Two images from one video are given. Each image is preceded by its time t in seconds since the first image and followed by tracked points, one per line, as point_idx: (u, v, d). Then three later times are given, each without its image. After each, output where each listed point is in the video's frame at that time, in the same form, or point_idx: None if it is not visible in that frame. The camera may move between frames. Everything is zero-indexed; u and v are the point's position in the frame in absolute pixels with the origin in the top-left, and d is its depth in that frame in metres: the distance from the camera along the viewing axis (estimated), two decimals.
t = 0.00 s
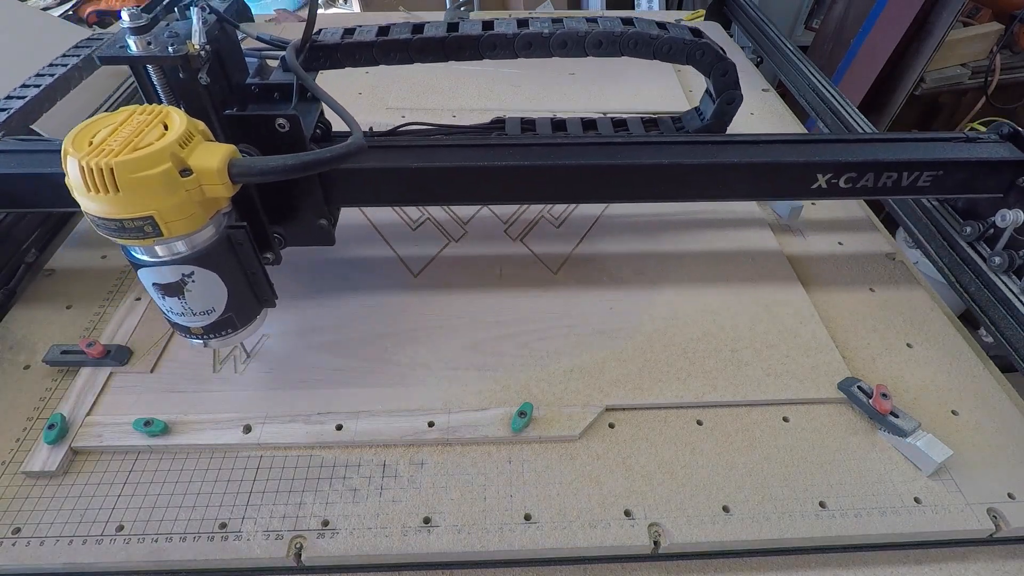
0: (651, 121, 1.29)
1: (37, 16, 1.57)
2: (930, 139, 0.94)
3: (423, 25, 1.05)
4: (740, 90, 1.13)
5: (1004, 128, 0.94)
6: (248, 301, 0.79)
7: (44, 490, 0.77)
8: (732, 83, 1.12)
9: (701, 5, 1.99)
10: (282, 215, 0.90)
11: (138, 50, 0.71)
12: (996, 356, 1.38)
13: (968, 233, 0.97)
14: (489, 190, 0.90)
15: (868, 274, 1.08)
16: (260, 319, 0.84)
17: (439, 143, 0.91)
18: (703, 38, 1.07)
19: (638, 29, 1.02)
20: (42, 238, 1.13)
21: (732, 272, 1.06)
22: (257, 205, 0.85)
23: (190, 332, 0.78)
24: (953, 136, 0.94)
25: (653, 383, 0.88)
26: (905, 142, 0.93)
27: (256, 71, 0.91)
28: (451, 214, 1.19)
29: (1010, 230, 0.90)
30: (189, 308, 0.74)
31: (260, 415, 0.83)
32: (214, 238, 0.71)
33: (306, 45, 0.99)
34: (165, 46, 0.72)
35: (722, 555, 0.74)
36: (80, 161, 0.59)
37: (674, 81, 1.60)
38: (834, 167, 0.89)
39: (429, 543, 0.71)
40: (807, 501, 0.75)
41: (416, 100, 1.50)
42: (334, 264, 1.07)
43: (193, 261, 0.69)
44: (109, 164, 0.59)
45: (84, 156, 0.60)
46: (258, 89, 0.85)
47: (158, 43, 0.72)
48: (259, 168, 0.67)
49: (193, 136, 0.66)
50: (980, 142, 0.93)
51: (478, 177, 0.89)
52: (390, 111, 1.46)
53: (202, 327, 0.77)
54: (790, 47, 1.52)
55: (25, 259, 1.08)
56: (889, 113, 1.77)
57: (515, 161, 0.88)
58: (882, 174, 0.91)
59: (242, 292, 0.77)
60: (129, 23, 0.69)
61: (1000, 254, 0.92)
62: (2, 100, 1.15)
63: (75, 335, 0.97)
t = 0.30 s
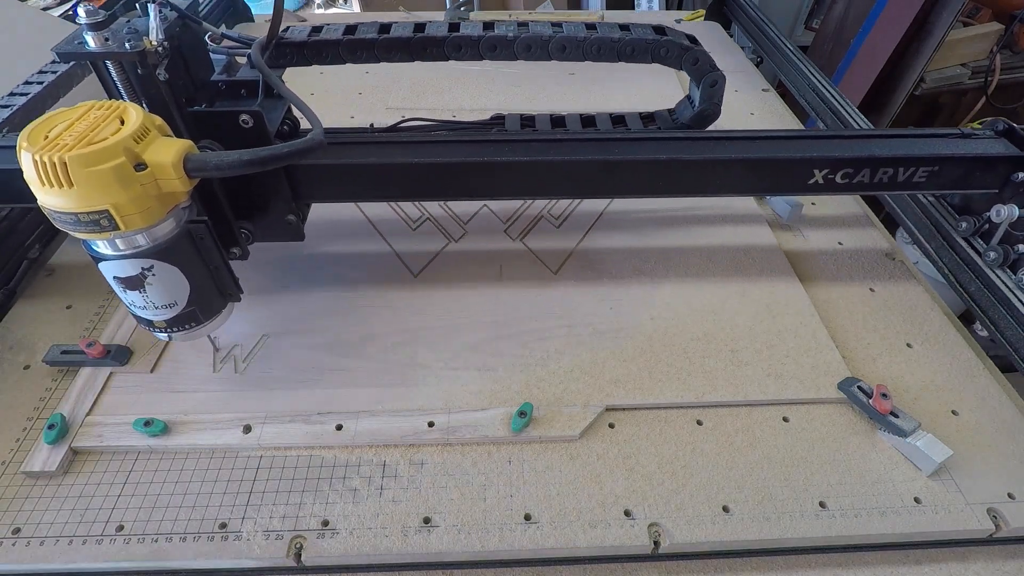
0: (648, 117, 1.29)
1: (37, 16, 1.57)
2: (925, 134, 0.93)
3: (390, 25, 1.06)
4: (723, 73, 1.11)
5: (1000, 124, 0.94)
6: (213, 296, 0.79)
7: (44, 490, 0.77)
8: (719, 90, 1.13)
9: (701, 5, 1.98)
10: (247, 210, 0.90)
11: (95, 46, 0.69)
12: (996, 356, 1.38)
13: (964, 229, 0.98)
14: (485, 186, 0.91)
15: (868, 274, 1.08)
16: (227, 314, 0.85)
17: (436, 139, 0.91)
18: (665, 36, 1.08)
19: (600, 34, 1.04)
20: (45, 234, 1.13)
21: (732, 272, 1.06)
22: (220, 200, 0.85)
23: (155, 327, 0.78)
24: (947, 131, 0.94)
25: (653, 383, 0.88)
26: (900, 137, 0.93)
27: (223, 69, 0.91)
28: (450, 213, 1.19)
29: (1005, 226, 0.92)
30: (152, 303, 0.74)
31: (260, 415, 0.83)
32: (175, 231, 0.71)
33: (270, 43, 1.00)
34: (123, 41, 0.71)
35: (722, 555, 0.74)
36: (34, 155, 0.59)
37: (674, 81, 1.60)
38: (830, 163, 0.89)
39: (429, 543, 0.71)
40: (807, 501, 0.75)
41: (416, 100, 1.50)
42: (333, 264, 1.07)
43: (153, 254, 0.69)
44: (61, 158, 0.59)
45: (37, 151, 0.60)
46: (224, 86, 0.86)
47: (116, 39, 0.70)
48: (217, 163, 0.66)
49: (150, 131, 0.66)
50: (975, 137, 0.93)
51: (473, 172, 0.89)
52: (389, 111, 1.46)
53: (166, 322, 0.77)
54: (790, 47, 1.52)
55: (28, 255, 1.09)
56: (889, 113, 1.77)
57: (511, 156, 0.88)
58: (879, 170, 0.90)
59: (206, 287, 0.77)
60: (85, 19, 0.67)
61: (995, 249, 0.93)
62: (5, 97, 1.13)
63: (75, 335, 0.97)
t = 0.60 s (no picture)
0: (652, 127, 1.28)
1: (37, 16, 1.57)
2: (932, 146, 0.93)
3: (398, 33, 1.06)
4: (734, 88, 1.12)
5: (1012, 134, 0.93)
6: (217, 312, 0.79)
7: (44, 490, 0.77)
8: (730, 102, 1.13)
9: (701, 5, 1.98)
10: (253, 222, 0.89)
11: (97, 57, 0.69)
12: (996, 355, 1.38)
13: (976, 241, 0.96)
14: (490, 198, 0.91)
15: (868, 274, 1.09)
16: (231, 329, 0.85)
17: (437, 149, 0.91)
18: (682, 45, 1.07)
19: (614, 41, 1.03)
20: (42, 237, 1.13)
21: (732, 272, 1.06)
22: (226, 216, 0.84)
23: (158, 343, 0.78)
24: (959, 141, 0.94)
25: (653, 383, 0.88)
26: (905, 150, 0.93)
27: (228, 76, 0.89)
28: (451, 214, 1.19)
29: (1018, 239, 0.91)
30: (155, 320, 0.74)
31: (260, 415, 0.83)
32: (180, 249, 0.71)
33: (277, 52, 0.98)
34: (125, 53, 0.71)
35: (722, 555, 0.74)
36: (34, 173, 0.59)
37: (673, 81, 1.60)
38: (839, 174, 0.89)
39: (429, 543, 0.71)
40: (807, 501, 0.75)
41: (415, 100, 1.50)
42: (333, 265, 1.07)
43: (157, 273, 0.69)
44: (62, 175, 0.58)
45: (38, 167, 0.59)
46: (229, 95, 0.87)
47: (118, 51, 0.71)
48: (221, 180, 0.66)
49: (153, 146, 0.65)
50: (987, 147, 0.92)
51: (477, 182, 0.88)
52: (389, 111, 1.46)
53: (169, 338, 0.77)
54: (790, 47, 1.52)
55: (20, 266, 1.06)
56: (889, 113, 1.77)
57: (513, 168, 0.88)
58: (889, 181, 0.90)
59: (210, 304, 0.77)
60: (87, 30, 0.68)
61: (1007, 262, 0.90)
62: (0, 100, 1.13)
63: (75, 335, 0.97)
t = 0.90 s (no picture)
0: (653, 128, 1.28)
1: (37, 16, 1.58)
2: (933, 147, 0.93)
3: (417, 32, 1.05)
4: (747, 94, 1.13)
5: (1014, 135, 0.93)
6: (238, 314, 0.79)
7: (44, 490, 0.77)
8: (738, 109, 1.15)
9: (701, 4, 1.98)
10: (272, 224, 0.90)
11: (122, 59, 0.70)
12: (996, 355, 1.38)
13: (978, 243, 0.95)
14: (483, 199, 0.91)
15: (868, 274, 1.09)
16: (249, 332, 0.85)
17: (436, 152, 0.91)
18: (703, 46, 1.07)
19: (636, 37, 1.02)
20: (42, 238, 1.13)
21: (732, 272, 1.06)
22: (247, 219, 0.85)
23: (179, 346, 0.78)
24: (960, 143, 0.94)
25: (653, 383, 0.88)
26: (906, 150, 0.93)
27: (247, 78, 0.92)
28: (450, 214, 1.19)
29: (1021, 240, 0.90)
30: (177, 322, 0.74)
31: (260, 415, 0.83)
32: (202, 252, 0.70)
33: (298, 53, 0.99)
34: (150, 54, 0.71)
35: (722, 555, 0.74)
36: (60, 175, 0.58)
37: (673, 81, 1.60)
38: (842, 176, 0.89)
39: (429, 543, 0.72)
40: (808, 501, 0.75)
41: (416, 100, 1.50)
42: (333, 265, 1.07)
43: (179, 276, 0.69)
44: (89, 178, 0.58)
45: (64, 169, 0.59)
46: (248, 97, 0.86)
47: (143, 52, 0.71)
48: (247, 180, 0.65)
49: (178, 148, 0.65)
50: (988, 149, 0.93)
51: (472, 184, 0.89)
52: (389, 111, 1.46)
53: (189, 341, 0.77)
54: (790, 47, 1.52)
55: (18, 268, 1.07)
56: (889, 113, 1.77)
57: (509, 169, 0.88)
58: (891, 183, 0.90)
59: (230, 306, 0.77)
60: (112, 32, 0.68)
61: (1009, 264, 0.90)
62: None
63: (75, 335, 0.97)
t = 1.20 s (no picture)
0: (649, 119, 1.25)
1: (38, 16, 1.58)
2: (926, 137, 0.93)
3: (445, 23, 1.06)
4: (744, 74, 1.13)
5: (1002, 126, 0.93)
6: (276, 298, 0.79)
7: (44, 490, 0.77)
8: (740, 91, 1.15)
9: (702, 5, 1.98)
10: (303, 210, 0.90)
11: (169, 47, 0.71)
12: (996, 355, 1.38)
13: (966, 231, 0.97)
14: (467, 189, 0.91)
15: (868, 274, 1.09)
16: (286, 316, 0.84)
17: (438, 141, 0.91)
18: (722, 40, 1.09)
19: (659, 26, 1.04)
20: (48, 229, 1.14)
21: (732, 271, 1.06)
22: (282, 201, 0.85)
23: (217, 329, 0.77)
24: (949, 133, 0.94)
25: (653, 383, 0.88)
26: (900, 139, 0.93)
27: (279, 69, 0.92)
28: (450, 213, 1.19)
29: (1006, 228, 0.91)
30: (217, 305, 0.73)
31: (260, 415, 0.83)
32: (245, 233, 0.70)
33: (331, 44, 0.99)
34: (196, 43, 0.73)
35: (723, 555, 0.74)
36: (116, 157, 0.59)
37: (673, 81, 1.60)
38: (832, 165, 0.89)
39: (429, 543, 0.72)
40: (807, 502, 0.75)
41: (416, 100, 1.50)
42: (333, 265, 1.07)
43: (222, 257, 0.69)
44: (144, 160, 0.58)
45: (118, 152, 0.59)
46: (281, 88, 0.85)
47: (189, 41, 0.73)
48: (291, 164, 0.65)
49: (226, 133, 0.65)
50: (977, 139, 0.93)
51: (456, 174, 0.89)
52: (389, 111, 1.46)
53: (229, 324, 0.76)
54: (790, 47, 1.52)
55: (25, 258, 1.08)
56: (889, 113, 1.77)
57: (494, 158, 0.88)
58: (880, 172, 0.91)
59: (270, 289, 0.77)
60: (161, 21, 0.70)
61: (997, 252, 0.92)
62: (3, 99, 1.17)
63: (75, 335, 0.97)
